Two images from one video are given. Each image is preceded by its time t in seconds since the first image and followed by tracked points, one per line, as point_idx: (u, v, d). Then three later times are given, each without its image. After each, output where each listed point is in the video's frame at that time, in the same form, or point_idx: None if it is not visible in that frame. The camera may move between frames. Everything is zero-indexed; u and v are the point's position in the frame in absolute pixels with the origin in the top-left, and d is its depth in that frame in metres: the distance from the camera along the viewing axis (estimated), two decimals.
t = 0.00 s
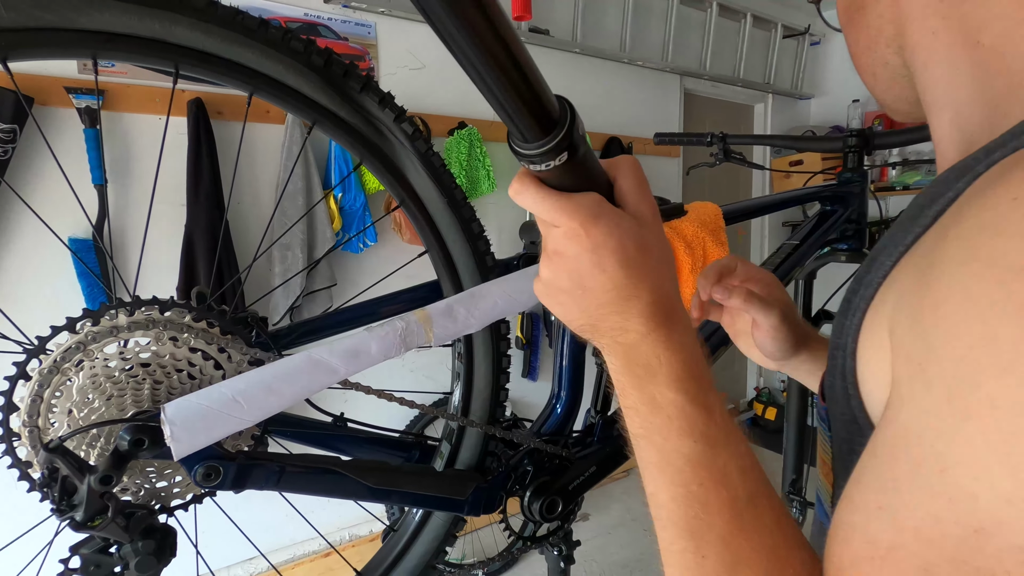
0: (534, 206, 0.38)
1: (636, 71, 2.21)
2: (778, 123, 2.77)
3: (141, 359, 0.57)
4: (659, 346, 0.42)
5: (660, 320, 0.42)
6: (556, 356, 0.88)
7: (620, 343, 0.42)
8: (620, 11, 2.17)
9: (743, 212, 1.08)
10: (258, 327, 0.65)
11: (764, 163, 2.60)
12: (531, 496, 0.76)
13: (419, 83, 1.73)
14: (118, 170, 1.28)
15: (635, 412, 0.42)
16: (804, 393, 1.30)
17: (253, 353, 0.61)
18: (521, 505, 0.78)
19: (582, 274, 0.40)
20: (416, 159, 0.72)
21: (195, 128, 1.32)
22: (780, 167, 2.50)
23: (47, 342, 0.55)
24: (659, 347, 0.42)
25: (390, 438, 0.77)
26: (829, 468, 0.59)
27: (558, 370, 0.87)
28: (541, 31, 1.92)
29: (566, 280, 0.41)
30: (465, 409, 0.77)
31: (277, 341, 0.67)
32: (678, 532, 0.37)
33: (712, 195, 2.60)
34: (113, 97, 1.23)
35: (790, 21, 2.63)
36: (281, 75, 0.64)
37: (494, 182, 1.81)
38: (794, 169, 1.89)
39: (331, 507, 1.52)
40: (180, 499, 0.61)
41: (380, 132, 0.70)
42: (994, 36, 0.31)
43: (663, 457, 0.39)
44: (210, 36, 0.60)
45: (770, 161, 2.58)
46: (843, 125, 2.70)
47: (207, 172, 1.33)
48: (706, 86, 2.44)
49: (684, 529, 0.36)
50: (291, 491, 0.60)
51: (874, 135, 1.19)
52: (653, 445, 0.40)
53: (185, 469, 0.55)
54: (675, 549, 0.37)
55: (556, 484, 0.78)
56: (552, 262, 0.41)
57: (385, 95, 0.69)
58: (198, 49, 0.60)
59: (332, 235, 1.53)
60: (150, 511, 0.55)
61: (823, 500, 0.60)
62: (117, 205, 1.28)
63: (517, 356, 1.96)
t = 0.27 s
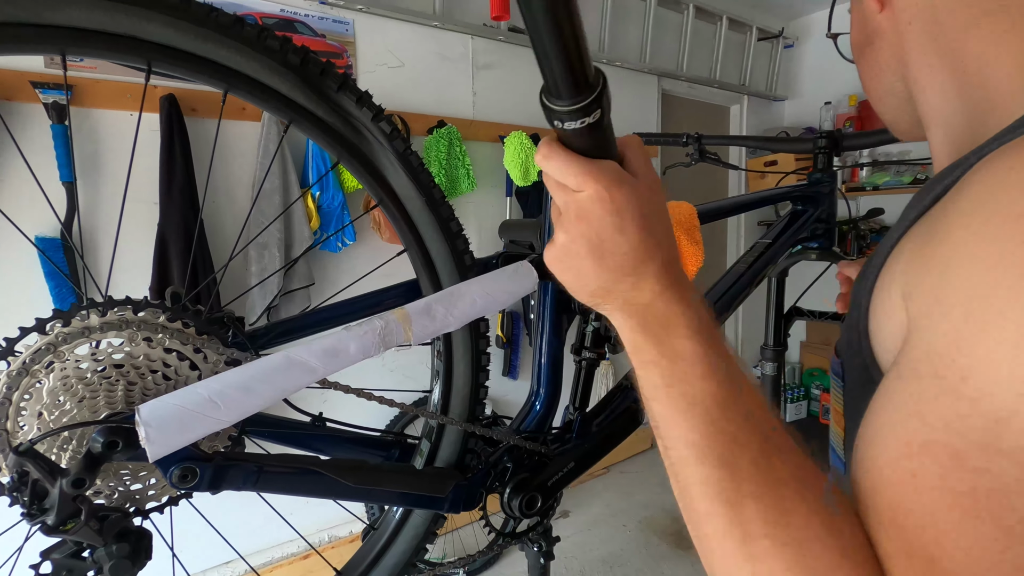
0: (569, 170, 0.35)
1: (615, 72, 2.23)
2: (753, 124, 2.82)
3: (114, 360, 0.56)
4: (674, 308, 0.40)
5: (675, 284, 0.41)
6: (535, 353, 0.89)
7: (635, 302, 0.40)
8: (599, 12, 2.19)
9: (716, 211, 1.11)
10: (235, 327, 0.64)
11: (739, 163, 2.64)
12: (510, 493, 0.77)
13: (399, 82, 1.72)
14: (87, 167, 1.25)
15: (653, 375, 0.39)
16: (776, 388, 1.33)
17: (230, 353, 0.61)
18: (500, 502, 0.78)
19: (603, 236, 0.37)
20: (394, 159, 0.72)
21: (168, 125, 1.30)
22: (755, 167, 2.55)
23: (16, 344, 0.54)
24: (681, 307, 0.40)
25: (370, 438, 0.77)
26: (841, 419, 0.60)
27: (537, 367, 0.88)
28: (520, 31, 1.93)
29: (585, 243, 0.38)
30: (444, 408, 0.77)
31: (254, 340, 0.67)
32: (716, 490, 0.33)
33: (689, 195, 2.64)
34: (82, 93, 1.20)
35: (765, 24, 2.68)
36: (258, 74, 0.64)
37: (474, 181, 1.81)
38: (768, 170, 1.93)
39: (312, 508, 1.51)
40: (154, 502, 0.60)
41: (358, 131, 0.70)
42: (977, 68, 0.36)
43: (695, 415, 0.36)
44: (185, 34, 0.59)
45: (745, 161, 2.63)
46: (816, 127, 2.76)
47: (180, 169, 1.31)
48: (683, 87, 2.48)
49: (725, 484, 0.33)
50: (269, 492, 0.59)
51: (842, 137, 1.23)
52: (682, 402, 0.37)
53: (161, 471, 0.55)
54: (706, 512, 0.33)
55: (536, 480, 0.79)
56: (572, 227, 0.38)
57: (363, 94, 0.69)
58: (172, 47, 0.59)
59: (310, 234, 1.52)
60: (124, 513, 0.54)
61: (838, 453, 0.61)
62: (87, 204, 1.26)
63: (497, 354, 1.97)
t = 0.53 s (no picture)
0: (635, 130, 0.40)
1: (590, 85, 2.27)
2: (726, 137, 2.89)
3: (76, 380, 0.55)
4: (725, 263, 0.40)
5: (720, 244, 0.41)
6: (509, 365, 0.89)
7: (682, 256, 0.40)
8: (574, 27, 2.23)
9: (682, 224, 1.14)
10: (204, 343, 0.64)
11: (713, 175, 2.70)
12: (484, 506, 0.77)
13: (375, 93, 1.72)
14: (53, 177, 1.22)
15: (712, 333, 0.37)
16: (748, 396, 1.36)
17: (197, 371, 0.60)
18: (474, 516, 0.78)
19: (661, 192, 0.40)
20: (368, 176, 0.72)
21: (139, 137, 1.28)
22: (727, 179, 2.61)
23: None
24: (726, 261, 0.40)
25: (343, 454, 0.76)
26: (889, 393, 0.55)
27: (511, 380, 0.88)
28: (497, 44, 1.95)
29: (642, 199, 0.40)
30: (417, 422, 0.77)
31: (224, 357, 0.66)
32: (794, 434, 0.32)
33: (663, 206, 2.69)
34: (48, 103, 1.18)
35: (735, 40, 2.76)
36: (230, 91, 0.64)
37: (451, 192, 1.82)
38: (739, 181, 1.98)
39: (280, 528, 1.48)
40: (118, 524, 0.59)
41: (331, 148, 0.70)
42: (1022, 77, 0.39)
43: (762, 361, 0.34)
44: (156, 51, 0.59)
45: (718, 174, 2.68)
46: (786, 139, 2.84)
47: (151, 181, 1.29)
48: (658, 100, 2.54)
49: (803, 427, 0.31)
50: (238, 510, 0.59)
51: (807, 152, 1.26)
52: (745, 349, 0.35)
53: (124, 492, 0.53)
54: (783, 457, 0.32)
55: (510, 493, 0.79)
56: (634, 183, 0.40)
57: (336, 112, 0.70)
58: (142, 63, 0.59)
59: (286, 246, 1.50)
60: (86, 537, 0.53)
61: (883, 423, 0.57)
62: (53, 216, 1.23)
63: (476, 365, 1.97)
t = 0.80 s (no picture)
0: (660, 98, 0.40)
1: (567, 101, 2.30)
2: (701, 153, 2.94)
3: (28, 408, 0.53)
4: (740, 227, 0.40)
5: (732, 206, 0.42)
6: (483, 385, 0.89)
7: (699, 212, 0.40)
8: (550, 45, 2.26)
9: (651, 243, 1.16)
10: (166, 367, 0.62)
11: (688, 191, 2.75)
12: (457, 529, 0.75)
13: (352, 108, 1.72)
14: (15, 192, 1.19)
15: (737, 293, 0.36)
16: (722, 409, 1.38)
17: (159, 398, 0.58)
18: (446, 539, 0.77)
19: (681, 156, 0.40)
20: (336, 197, 0.72)
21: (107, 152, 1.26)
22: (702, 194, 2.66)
23: None
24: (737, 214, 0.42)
25: (312, 478, 0.75)
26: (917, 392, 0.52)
27: (484, 400, 0.88)
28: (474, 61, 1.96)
29: (664, 161, 0.40)
30: (388, 445, 0.76)
31: (188, 381, 0.64)
32: (821, 357, 0.32)
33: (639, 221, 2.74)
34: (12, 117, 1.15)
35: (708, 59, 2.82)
36: (195, 111, 0.63)
37: (428, 208, 1.82)
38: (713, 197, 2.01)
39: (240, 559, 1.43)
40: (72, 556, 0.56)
41: (299, 168, 0.70)
42: None
43: (784, 297, 0.35)
44: (117, 71, 0.58)
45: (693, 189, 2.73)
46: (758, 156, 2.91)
47: (118, 198, 1.27)
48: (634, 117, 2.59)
49: (829, 349, 0.32)
50: (197, 540, 0.57)
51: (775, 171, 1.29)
52: (766, 285, 0.36)
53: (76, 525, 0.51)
54: (811, 381, 0.32)
55: (482, 515, 0.78)
56: (658, 149, 0.40)
57: (303, 132, 0.70)
58: (103, 83, 0.58)
59: (259, 262, 1.48)
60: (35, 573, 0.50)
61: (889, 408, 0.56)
62: (15, 232, 1.20)
63: (454, 380, 1.96)
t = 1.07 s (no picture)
0: (625, 68, 0.43)
1: (545, 105, 2.30)
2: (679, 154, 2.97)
3: None
4: (703, 188, 0.41)
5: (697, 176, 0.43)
6: (455, 391, 0.88)
7: (664, 174, 0.40)
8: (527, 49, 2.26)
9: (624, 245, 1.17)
10: (124, 384, 0.60)
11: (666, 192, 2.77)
12: (430, 539, 0.73)
13: (326, 114, 1.70)
14: None
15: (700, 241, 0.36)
16: (700, 409, 1.39)
17: (115, 416, 0.57)
18: (420, 550, 0.75)
19: (645, 123, 0.42)
20: (298, 206, 0.71)
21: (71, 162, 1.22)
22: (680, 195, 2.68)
23: None
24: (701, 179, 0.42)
25: (282, 492, 0.73)
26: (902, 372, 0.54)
27: (457, 407, 0.87)
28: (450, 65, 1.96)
29: (629, 127, 0.41)
30: (358, 456, 0.75)
31: (148, 397, 0.63)
32: (778, 300, 0.32)
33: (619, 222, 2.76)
34: None
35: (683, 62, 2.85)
36: (148, 120, 0.62)
37: (406, 213, 1.81)
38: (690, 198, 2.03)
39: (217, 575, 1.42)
40: None
41: (259, 177, 0.69)
42: None
43: (742, 246, 0.35)
44: (63, 80, 0.56)
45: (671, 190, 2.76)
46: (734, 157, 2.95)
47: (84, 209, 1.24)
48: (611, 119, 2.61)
49: (784, 292, 0.32)
50: (157, 561, 0.55)
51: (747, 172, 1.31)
52: (724, 236, 0.36)
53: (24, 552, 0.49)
54: (767, 324, 0.32)
55: (456, 523, 0.76)
56: (623, 114, 0.42)
57: (263, 140, 0.69)
58: (49, 93, 0.56)
59: (233, 271, 1.45)
60: None
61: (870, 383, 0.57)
62: None
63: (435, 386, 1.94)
